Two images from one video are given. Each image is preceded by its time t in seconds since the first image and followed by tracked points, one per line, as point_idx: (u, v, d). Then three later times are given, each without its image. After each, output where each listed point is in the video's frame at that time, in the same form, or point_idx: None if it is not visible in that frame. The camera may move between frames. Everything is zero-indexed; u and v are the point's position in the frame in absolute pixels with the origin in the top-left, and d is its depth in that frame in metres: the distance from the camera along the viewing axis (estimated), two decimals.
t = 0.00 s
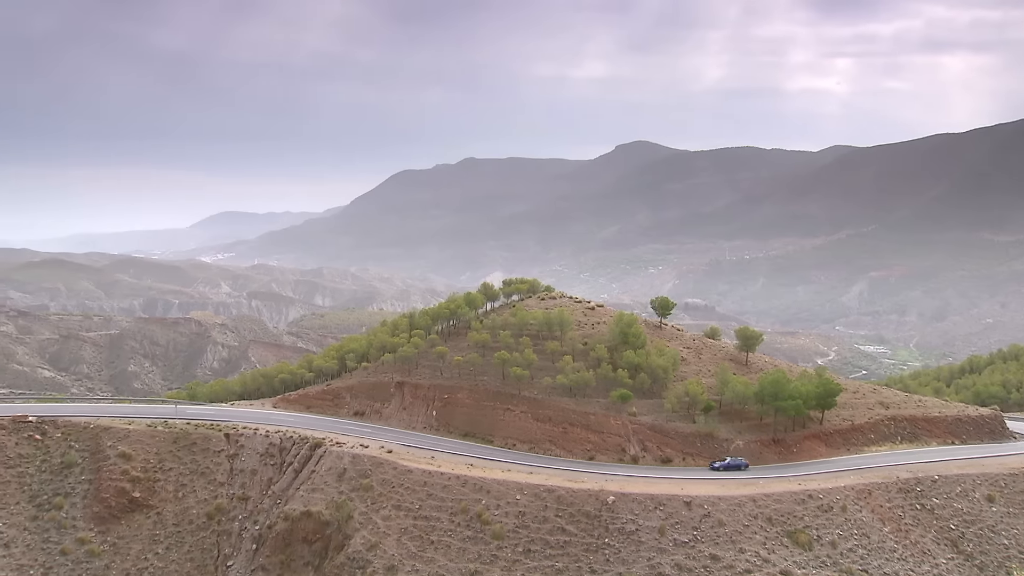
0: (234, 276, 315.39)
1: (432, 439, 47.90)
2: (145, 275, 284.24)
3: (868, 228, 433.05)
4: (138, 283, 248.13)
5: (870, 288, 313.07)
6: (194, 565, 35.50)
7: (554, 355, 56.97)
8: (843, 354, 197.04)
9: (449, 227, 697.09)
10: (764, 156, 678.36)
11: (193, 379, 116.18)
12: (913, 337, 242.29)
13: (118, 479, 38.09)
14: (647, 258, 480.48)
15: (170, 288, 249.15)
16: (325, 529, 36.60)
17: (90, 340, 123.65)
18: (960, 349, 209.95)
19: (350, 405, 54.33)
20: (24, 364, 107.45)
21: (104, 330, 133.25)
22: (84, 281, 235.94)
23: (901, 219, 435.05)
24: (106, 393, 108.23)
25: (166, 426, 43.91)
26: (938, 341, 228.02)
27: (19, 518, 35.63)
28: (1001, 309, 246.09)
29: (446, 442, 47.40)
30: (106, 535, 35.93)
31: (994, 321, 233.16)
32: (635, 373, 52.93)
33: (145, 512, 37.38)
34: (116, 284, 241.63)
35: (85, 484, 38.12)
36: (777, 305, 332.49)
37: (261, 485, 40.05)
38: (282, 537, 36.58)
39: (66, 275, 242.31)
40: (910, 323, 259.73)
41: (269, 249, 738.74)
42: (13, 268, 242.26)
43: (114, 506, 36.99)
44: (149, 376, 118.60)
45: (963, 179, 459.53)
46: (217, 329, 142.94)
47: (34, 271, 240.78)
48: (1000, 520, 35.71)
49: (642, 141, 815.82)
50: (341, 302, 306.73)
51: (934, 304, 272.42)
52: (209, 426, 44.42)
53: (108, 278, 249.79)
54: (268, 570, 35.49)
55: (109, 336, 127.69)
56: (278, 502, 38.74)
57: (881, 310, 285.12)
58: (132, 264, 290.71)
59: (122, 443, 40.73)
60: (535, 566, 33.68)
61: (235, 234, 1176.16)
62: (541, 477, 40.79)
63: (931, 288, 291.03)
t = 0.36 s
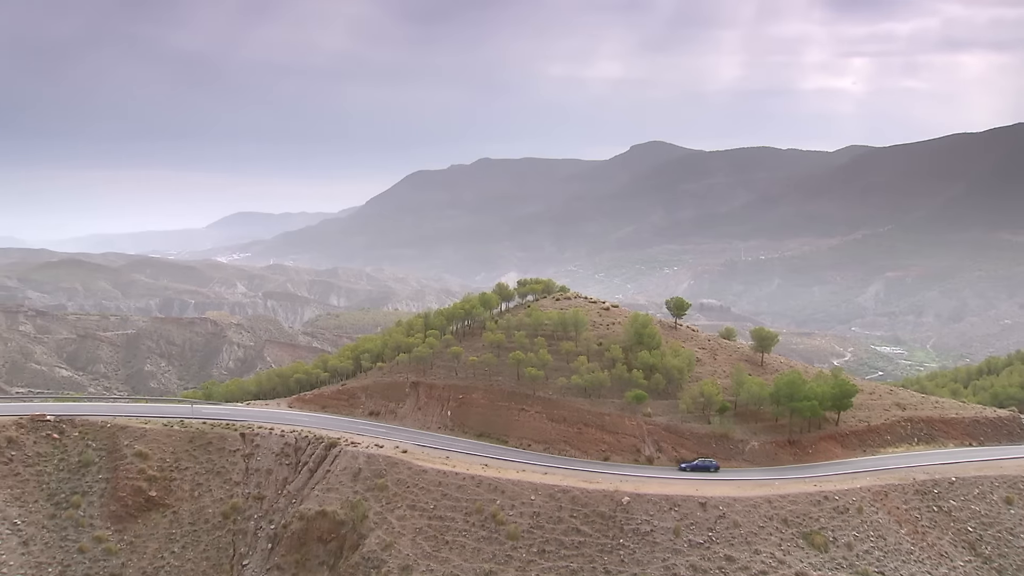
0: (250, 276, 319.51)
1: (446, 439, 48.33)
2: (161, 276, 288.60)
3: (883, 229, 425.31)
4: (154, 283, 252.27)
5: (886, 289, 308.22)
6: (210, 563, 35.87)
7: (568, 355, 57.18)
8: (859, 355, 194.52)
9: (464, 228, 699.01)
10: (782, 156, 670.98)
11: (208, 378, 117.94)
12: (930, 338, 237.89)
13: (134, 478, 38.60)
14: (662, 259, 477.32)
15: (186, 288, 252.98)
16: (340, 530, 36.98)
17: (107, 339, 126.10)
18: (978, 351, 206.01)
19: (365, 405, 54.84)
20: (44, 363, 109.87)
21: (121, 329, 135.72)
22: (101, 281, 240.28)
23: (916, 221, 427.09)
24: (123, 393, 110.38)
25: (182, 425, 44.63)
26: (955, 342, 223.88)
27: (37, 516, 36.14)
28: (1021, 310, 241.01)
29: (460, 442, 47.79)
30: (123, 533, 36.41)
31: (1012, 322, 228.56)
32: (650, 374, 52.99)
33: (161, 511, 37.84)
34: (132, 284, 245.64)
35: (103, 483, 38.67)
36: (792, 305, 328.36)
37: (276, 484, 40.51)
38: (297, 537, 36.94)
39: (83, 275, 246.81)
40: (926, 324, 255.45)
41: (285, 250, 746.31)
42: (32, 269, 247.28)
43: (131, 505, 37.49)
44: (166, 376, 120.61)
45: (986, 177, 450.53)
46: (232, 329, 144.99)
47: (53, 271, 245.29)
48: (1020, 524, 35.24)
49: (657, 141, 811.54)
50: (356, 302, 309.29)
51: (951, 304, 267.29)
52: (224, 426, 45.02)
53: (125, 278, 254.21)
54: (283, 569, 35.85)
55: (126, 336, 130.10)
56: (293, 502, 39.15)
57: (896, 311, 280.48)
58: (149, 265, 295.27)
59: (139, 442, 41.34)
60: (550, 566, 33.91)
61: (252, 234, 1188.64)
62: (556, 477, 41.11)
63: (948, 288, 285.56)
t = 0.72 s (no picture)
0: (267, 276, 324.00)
1: (461, 439, 48.77)
2: (178, 276, 293.61)
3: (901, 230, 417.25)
4: (171, 284, 256.72)
5: (903, 289, 302.85)
6: (227, 562, 36.09)
7: (584, 356, 57.34)
8: (875, 356, 191.79)
9: (479, 228, 700.44)
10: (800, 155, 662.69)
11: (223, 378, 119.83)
12: (948, 340, 233.18)
13: (151, 477, 39.03)
14: (678, 260, 473.66)
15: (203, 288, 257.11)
16: (356, 529, 37.36)
17: (125, 339, 128.87)
18: (997, 352, 201.80)
19: (381, 405, 55.48)
20: (62, 363, 112.83)
21: (139, 329, 138.56)
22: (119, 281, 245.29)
23: (934, 221, 418.88)
24: (140, 393, 112.68)
25: (198, 425, 45.28)
26: (973, 343, 219.51)
27: (56, 514, 36.38)
28: None
29: (475, 442, 48.20)
30: (140, 532, 36.61)
31: None
32: (666, 374, 52.96)
33: (178, 510, 38.19)
34: (150, 284, 250.13)
35: (120, 481, 39.04)
36: (808, 306, 323.95)
37: (292, 484, 40.98)
38: (313, 536, 37.32)
39: (102, 275, 252.13)
40: (944, 325, 250.81)
41: (301, 250, 754.33)
42: (51, 269, 253.31)
43: (148, 504, 37.76)
44: (182, 376, 122.82)
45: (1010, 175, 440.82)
46: (249, 329, 147.41)
47: (71, 271, 250.81)
48: None
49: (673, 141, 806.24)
50: (371, 302, 311.65)
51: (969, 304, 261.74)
52: (240, 426, 45.57)
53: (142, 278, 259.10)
54: (299, 568, 36.17)
55: (144, 336, 132.78)
56: (309, 501, 39.61)
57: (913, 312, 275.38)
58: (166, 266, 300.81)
59: (156, 441, 41.81)
60: (566, 567, 34.13)
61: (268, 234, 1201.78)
62: (572, 478, 41.28)
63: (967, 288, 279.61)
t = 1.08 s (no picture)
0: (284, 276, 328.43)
1: (478, 439, 49.27)
2: (197, 276, 298.95)
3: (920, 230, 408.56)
4: (189, 284, 261.51)
5: (922, 290, 297.28)
6: (245, 561, 36.85)
7: (601, 356, 57.51)
8: (895, 357, 188.51)
9: (495, 228, 701.62)
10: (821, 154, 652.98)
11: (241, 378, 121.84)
12: (969, 340, 228.03)
13: (171, 477, 39.90)
14: (695, 260, 469.47)
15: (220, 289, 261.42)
16: (373, 529, 37.92)
17: (144, 339, 131.53)
18: (1019, 354, 196.83)
19: (398, 405, 56.20)
20: (82, 363, 116.15)
21: (158, 329, 141.56)
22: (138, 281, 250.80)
23: (953, 221, 409.57)
24: (159, 392, 114.98)
25: (217, 423, 46.02)
26: (995, 345, 214.39)
27: (76, 512, 37.20)
28: None
29: (492, 442, 48.68)
30: (160, 530, 37.49)
31: None
32: (683, 375, 52.95)
33: (196, 508, 38.93)
34: (169, 284, 255.06)
35: (140, 480, 39.89)
36: (825, 307, 319.11)
37: (310, 483, 41.60)
38: (330, 536, 37.89)
39: (123, 275, 257.84)
40: (964, 327, 245.45)
41: (319, 250, 762.94)
42: (72, 269, 259.95)
43: (167, 503, 38.59)
44: (200, 375, 125.02)
45: None
46: (266, 329, 149.70)
47: (92, 271, 256.77)
48: None
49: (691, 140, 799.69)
50: (388, 303, 313.76)
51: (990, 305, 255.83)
52: (258, 425, 46.25)
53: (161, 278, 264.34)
54: (316, 567, 36.74)
55: (162, 336, 135.42)
56: (326, 501, 40.20)
57: (933, 313, 269.54)
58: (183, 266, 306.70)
59: (175, 441, 42.62)
60: (582, 567, 34.42)
61: (287, 235, 1216.35)
62: (588, 479, 41.47)
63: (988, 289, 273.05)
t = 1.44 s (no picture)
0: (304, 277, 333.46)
1: (499, 439, 49.82)
2: (218, 276, 304.81)
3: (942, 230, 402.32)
4: (210, 284, 267.20)
5: (944, 291, 290.45)
6: (265, 560, 37.42)
7: (620, 357, 57.61)
8: (917, 358, 184.79)
9: (513, 228, 701.90)
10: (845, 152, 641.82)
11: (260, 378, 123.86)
12: (993, 342, 221.91)
13: (192, 476, 40.81)
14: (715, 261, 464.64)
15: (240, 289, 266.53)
16: (393, 529, 38.42)
17: (165, 339, 134.33)
18: None
19: (417, 406, 56.89)
20: (105, 362, 119.21)
21: (179, 329, 144.88)
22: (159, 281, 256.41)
23: (976, 221, 401.03)
24: (180, 392, 117.20)
25: (237, 423, 47.09)
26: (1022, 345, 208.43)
27: (99, 510, 38.15)
28: None
29: (512, 442, 49.23)
30: (181, 529, 38.29)
31: None
32: (703, 376, 52.88)
33: (217, 508, 39.77)
34: (189, 284, 260.53)
35: (161, 479, 40.86)
36: (846, 308, 313.43)
37: (329, 483, 42.30)
38: (350, 536, 38.40)
39: (147, 275, 264.11)
40: (989, 328, 238.75)
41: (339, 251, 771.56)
42: (97, 269, 266.84)
43: (188, 502, 39.48)
44: (221, 375, 127.24)
45: None
46: (286, 329, 152.14)
47: (116, 271, 263.52)
48: None
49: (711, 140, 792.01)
50: (407, 303, 316.18)
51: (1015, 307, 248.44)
52: (279, 426, 47.13)
53: (182, 279, 270.31)
54: (336, 566, 37.29)
55: (183, 336, 138.18)
56: (346, 501, 40.83)
57: (955, 314, 262.70)
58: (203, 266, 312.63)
59: (196, 440, 43.65)
60: (602, 568, 34.66)
61: (308, 236, 1230.78)
62: (608, 479, 41.67)
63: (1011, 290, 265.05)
